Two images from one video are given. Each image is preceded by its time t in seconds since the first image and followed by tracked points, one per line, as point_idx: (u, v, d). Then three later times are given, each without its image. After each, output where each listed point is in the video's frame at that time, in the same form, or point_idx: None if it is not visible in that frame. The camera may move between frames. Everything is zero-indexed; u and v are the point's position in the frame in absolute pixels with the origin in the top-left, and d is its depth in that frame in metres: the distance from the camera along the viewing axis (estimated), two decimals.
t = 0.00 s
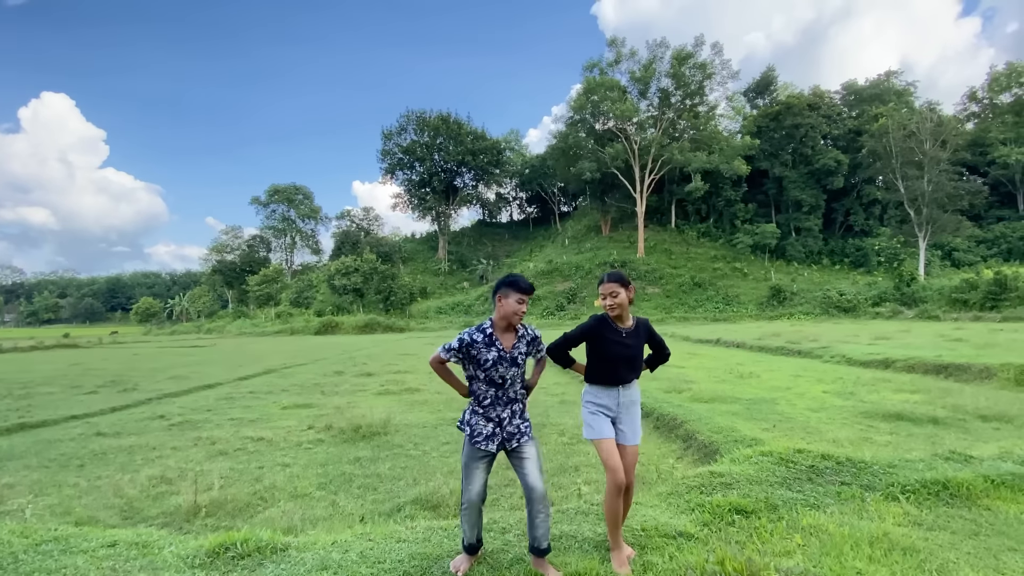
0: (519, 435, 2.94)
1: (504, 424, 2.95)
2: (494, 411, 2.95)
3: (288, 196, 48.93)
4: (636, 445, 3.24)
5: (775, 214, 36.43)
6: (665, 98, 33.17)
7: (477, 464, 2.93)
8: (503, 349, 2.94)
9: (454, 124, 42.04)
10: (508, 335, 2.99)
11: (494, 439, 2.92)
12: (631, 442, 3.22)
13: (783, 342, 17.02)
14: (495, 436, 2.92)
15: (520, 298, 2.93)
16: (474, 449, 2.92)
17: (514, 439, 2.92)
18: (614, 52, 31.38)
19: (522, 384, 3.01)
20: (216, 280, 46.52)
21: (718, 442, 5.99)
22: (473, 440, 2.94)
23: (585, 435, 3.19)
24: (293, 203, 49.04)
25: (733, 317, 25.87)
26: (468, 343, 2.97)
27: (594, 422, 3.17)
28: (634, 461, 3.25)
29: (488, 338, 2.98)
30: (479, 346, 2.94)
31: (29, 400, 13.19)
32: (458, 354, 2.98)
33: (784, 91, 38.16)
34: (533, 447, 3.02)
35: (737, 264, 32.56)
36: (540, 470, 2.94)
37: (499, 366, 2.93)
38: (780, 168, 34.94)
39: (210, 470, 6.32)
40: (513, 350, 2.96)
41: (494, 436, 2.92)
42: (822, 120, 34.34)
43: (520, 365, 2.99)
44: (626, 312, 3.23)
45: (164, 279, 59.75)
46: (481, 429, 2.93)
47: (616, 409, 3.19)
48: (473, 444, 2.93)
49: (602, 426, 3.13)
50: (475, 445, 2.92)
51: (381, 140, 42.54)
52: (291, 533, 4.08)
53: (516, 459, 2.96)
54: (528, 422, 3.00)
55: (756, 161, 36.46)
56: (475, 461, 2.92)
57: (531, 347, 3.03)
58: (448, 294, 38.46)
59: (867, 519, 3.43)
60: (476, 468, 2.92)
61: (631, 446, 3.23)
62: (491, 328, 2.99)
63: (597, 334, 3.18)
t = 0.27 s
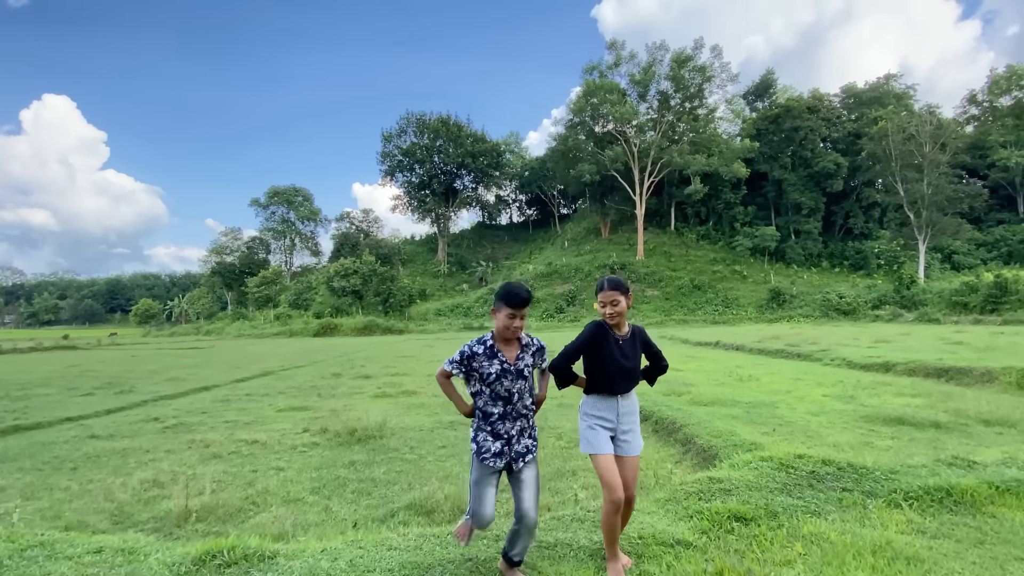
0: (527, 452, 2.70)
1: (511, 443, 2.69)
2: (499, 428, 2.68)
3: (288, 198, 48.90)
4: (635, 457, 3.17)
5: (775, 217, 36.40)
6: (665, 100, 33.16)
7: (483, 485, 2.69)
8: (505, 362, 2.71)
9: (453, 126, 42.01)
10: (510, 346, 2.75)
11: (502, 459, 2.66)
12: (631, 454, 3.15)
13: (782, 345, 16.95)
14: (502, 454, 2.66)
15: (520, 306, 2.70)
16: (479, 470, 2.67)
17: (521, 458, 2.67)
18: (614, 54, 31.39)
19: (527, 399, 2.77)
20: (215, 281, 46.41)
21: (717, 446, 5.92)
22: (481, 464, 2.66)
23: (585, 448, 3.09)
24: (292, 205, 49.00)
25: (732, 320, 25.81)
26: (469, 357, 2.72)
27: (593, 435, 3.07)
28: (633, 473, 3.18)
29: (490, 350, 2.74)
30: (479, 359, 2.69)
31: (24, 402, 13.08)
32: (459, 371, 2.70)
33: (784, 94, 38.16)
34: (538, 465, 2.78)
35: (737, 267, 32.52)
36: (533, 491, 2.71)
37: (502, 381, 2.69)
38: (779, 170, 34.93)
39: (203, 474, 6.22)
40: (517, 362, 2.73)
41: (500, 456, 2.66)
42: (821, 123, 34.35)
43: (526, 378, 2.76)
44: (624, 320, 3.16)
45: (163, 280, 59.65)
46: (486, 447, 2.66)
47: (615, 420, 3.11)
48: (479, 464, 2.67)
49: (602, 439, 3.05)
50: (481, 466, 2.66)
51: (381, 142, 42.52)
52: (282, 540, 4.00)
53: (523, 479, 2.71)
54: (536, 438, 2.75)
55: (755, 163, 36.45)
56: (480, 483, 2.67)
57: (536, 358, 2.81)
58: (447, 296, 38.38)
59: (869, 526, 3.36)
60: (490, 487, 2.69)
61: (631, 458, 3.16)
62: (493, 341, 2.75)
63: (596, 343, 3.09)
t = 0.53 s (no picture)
0: (520, 469, 2.54)
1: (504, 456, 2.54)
2: (492, 443, 2.53)
3: (290, 200, 48.92)
4: (636, 463, 3.01)
5: (778, 220, 36.20)
6: (667, 103, 33.01)
7: (474, 500, 2.51)
8: (500, 375, 2.53)
9: (456, 128, 41.95)
10: (507, 357, 2.55)
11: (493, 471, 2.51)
12: (632, 459, 2.98)
13: (786, 349, 16.74)
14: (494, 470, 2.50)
15: (517, 314, 2.50)
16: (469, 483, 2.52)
17: (513, 469, 2.52)
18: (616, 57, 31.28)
19: (522, 411, 2.60)
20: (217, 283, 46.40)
21: (721, 454, 5.75)
22: (470, 469, 2.53)
23: (583, 452, 2.93)
24: (295, 207, 49.02)
25: (735, 323, 25.62)
26: (461, 366, 2.52)
27: (592, 438, 2.91)
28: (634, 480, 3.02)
29: (484, 360, 2.55)
30: (473, 369, 2.51)
31: (22, 404, 12.99)
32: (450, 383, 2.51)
33: (787, 97, 37.99)
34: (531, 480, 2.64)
35: (740, 270, 32.33)
36: (526, 511, 2.56)
37: (496, 392, 2.53)
38: (782, 173, 34.73)
39: (193, 480, 6.07)
40: (513, 375, 2.55)
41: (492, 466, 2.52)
42: (825, 125, 34.13)
43: (521, 389, 2.59)
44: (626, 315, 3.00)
45: (166, 281, 59.72)
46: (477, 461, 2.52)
47: (615, 423, 2.95)
48: (470, 480, 2.52)
49: (602, 443, 2.88)
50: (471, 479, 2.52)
51: (383, 144, 42.48)
52: (266, 552, 3.85)
53: (514, 495, 2.57)
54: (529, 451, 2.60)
55: (758, 166, 36.25)
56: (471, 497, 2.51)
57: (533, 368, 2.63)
58: (449, 298, 38.24)
59: (881, 541, 3.17)
60: (482, 484, 2.50)
61: (632, 465, 3.00)
62: (487, 350, 2.55)
63: (596, 339, 2.92)
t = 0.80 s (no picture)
0: (512, 479, 2.39)
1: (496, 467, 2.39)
2: (484, 450, 2.38)
3: (296, 201, 49.00)
4: (639, 482, 2.86)
5: (785, 221, 35.83)
6: (674, 103, 32.77)
7: (463, 513, 2.36)
8: (491, 377, 2.38)
9: (461, 129, 41.86)
10: (498, 358, 2.41)
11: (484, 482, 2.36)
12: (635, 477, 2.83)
13: (793, 351, 16.48)
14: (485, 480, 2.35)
15: (512, 318, 2.35)
16: (459, 497, 2.37)
17: (506, 486, 2.37)
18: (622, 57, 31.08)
19: (516, 417, 2.45)
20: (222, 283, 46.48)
21: (727, 460, 5.56)
22: (460, 486, 2.37)
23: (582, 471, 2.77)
24: (300, 208, 49.10)
25: (742, 325, 25.33)
26: (449, 367, 2.38)
27: (593, 457, 2.75)
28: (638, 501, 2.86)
29: (473, 361, 2.40)
30: (461, 373, 2.35)
31: (22, 403, 12.92)
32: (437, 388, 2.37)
33: (794, 97, 37.65)
34: (526, 491, 2.49)
35: (746, 271, 32.01)
36: (517, 529, 2.41)
37: (486, 397, 2.38)
38: (789, 174, 34.39)
39: (187, 482, 5.93)
40: (504, 377, 2.40)
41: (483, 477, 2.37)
42: (833, 126, 33.75)
43: (514, 393, 2.44)
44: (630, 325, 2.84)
45: (173, 281, 59.97)
46: (465, 467, 2.37)
47: (617, 439, 2.80)
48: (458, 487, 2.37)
49: (603, 462, 2.73)
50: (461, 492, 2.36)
51: (389, 145, 42.44)
52: (255, 562, 3.70)
53: (506, 509, 2.41)
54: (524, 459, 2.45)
55: (765, 167, 35.90)
56: (462, 511, 2.36)
57: (527, 372, 2.48)
58: (453, 299, 38.10)
59: (898, 558, 2.99)
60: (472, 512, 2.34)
61: (635, 484, 2.85)
62: (477, 350, 2.41)
63: (600, 349, 2.76)
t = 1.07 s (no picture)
0: (500, 482, 2.31)
1: (483, 468, 2.33)
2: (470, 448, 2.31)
3: (303, 201, 49.24)
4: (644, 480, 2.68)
5: (793, 221, 35.48)
6: (681, 102, 32.55)
7: (449, 518, 2.28)
8: (477, 372, 2.30)
9: (467, 129, 41.83)
10: (484, 351, 2.34)
11: (470, 486, 2.29)
12: (636, 475, 2.66)
13: (801, 353, 16.26)
14: (471, 484, 2.29)
15: (503, 309, 2.29)
16: (445, 500, 2.29)
17: (494, 489, 2.30)
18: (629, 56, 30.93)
19: (505, 415, 2.37)
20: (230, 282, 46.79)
21: (731, 464, 5.45)
22: (445, 488, 2.29)
23: (577, 466, 2.69)
24: (308, 208, 49.33)
25: (750, 326, 25.09)
26: (432, 363, 2.30)
27: (587, 453, 2.66)
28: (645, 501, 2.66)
29: (457, 356, 2.32)
30: (445, 368, 2.28)
31: (31, 400, 13.01)
32: (419, 383, 2.28)
33: (803, 97, 37.27)
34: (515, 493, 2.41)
35: (754, 272, 31.74)
36: (513, 537, 2.33)
37: (472, 393, 2.29)
38: (798, 174, 34.04)
39: (185, 482, 5.89)
40: (491, 372, 2.32)
41: (469, 480, 2.30)
42: (842, 125, 33.36)
43: (502, 390, 2.35)
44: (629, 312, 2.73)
45: (182, 281, 60.49)
46: (451, 474, 2.29)
47: (613, 434, 2.67)
48: (442, 490, 2.30)
49: (595, 458, 2.64)
50: (447, 494, 2.28)
51: (395, 145, 42.48)
52: (246, 566, 3.64)
53: (495, 515, 2.34)
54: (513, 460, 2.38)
55: (773, 167, 35.54)
56: (448, 514, 2.28)
57: (516, 366, 2.40)
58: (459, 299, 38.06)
59: (910, 570, 2.86)
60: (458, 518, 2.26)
61: (638, 483, 2.67)
62: (461, 344, 2.33)
63: (589, 335, 2.70)
